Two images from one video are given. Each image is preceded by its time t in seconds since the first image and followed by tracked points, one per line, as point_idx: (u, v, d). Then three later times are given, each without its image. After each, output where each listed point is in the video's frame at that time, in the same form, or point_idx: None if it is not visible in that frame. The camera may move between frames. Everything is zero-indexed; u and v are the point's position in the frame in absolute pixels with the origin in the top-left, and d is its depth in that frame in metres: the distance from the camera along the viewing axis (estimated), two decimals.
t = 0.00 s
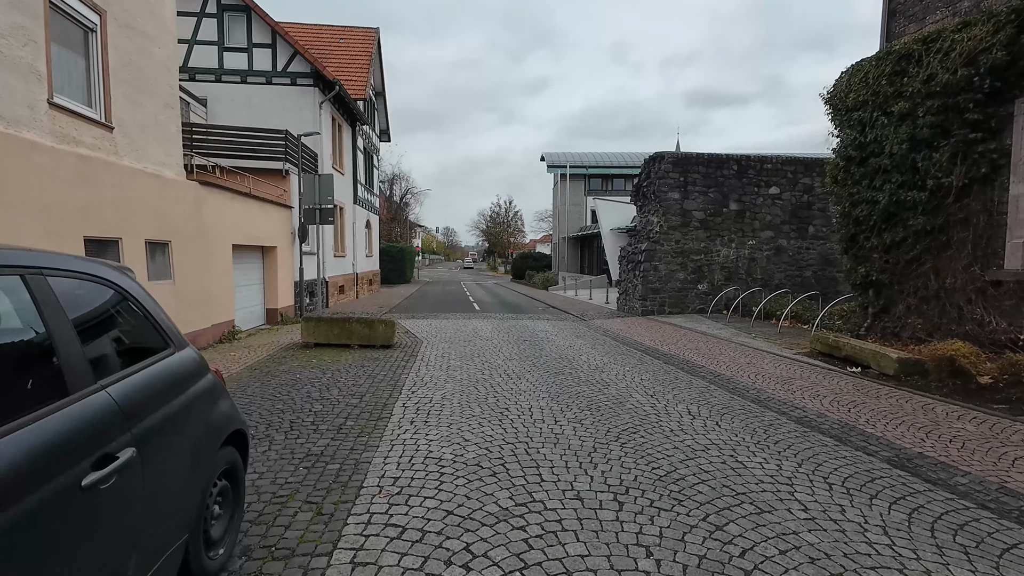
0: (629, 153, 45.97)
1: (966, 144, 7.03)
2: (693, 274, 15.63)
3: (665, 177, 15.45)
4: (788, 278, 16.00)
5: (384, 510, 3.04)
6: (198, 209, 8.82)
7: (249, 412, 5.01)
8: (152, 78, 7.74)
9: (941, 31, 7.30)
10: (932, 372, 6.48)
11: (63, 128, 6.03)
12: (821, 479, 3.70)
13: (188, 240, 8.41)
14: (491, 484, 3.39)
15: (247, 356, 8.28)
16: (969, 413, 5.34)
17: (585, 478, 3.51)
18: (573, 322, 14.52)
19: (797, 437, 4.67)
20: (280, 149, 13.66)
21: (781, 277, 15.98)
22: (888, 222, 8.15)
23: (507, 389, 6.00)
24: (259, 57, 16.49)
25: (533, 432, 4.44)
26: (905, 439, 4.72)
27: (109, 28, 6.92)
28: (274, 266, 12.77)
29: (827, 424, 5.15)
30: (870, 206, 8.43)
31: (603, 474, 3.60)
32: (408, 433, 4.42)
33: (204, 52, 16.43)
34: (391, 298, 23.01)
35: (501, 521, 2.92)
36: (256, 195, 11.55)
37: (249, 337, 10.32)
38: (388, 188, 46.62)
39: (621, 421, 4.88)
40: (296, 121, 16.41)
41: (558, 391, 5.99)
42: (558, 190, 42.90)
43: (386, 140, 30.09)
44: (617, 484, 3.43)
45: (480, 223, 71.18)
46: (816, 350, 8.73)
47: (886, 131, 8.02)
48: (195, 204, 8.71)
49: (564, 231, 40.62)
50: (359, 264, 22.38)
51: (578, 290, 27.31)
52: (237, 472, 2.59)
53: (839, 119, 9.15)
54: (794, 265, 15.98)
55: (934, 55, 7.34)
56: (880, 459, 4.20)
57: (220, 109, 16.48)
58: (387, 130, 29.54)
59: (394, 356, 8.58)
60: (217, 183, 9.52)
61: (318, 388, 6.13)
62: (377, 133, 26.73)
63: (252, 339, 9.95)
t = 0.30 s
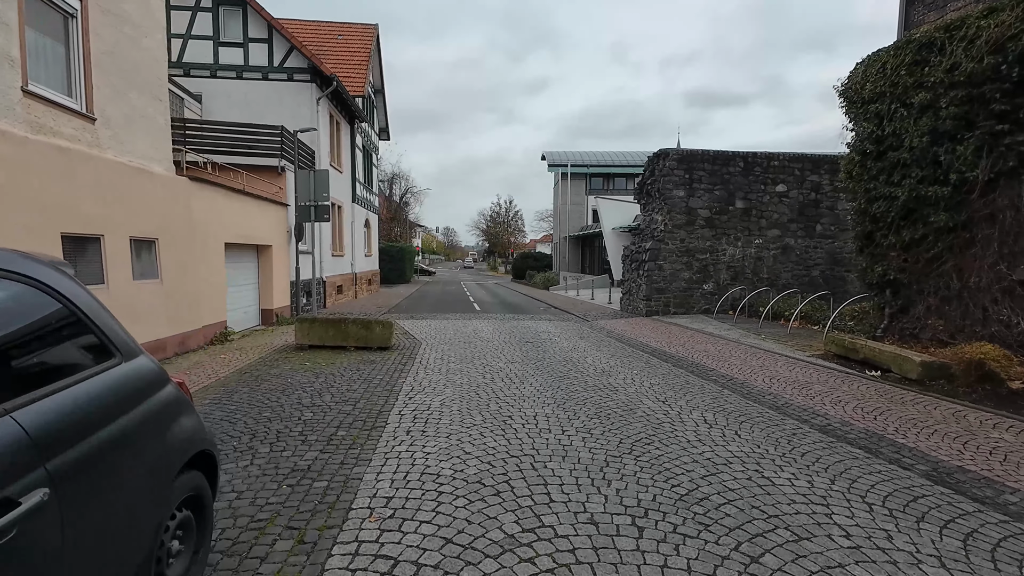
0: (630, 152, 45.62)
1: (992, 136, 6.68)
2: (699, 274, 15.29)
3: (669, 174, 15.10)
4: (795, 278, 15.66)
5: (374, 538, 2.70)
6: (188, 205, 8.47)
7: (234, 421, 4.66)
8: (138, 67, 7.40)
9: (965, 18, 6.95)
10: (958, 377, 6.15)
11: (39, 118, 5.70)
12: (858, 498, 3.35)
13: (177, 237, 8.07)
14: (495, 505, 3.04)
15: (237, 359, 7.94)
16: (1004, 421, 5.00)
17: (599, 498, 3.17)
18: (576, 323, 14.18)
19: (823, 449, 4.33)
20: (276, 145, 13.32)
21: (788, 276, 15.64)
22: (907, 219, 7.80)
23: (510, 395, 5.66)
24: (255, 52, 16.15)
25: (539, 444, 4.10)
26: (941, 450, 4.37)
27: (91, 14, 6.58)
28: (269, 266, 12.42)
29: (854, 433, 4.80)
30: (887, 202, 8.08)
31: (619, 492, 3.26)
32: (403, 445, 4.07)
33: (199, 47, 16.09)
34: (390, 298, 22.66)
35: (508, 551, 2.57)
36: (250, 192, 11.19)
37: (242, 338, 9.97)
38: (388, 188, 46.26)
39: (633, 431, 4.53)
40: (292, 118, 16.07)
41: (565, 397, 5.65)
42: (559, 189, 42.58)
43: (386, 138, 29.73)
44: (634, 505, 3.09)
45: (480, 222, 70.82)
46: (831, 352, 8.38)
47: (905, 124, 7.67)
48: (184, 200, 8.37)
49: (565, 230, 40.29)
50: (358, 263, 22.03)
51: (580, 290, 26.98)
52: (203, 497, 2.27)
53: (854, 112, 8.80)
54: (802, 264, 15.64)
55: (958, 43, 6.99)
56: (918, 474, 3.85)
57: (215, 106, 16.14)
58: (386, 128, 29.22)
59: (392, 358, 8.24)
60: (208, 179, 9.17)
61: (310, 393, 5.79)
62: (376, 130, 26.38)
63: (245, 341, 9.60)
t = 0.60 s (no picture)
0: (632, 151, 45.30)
1: (1020, 131, 6.35)
2: (705, 274, 14.95)
3: (674, 173, 14.78)
4: (803, 278, 15.32)
5: None
6: (177, 204, 8.13)
7: (218, 434, 4.33)
8: (124, 60, 7.08)
9: (991, 7, 6.61)
10: (987, 385, 5.82)
11: (14, 111, 5.38)
12: (902, 527, 3.02)
13: (166, 237, 7.75)
14: (499, 538, 2.72)
15: (229, 363, 7.60)
16: None
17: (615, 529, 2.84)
18: (579, 325, 13.85)
19: (855, 466, 4.00)
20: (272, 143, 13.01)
21: (795, 277, 15.30)
22: (927, 218, 7.47)
23: (513, 404, 5.35)
24: (251, 49, 15.84)
25: (546, 462, 3.77)
26: (982, 467, 4.04)
27: (72, 3, 6.26)
28: (264, 267, 12.10)
29: (884, 448, 4.47)
30: (906, 201, 7.75)
31: (637, 521, 2.93)
32: (399, 463, 3.74)
33: (194, 43, 15.77)
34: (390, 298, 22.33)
35: None
36: (244, 191, 10.88)
37: (235, 341, 9.63)
38: (387, 188, 45.95)
39: (647, 446, 4.21)
40: (290, 115, 15.76)
41: (571, 407, 5.32)
42: (560, 189, 42.25)
43: (385, 137, 29.41)
44: (656, 536, 2.77)
45: (480, 222, 70.50)
46: (847, 357, 8.03)
47: (926, 119, 7.34)
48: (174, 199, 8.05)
49: (566, 230, 39.96)
50: (356, 264, 21.68)
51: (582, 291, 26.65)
52: (163, 541, 1.95)
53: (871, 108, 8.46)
54: (810, 265, 15.31)
55: (983, 34, 6.65)
56: (962, 496, 3.52)
57: (211, 103, 15.82)
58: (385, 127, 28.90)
59: (389, 363, 7.91)
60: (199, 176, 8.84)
61: (302, 402, 5.47)
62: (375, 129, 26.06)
63: (238, 345, 9.25)
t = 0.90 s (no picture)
0: (634, 150, 44.97)
1: None
2: (711, 274, 14.62)
3: (681, 170, 14.45)
4: (812, 278, 14.99)
5: None
6: (167, 200, 7.82)
7: (202, 445, 4.02)
8: (110, 49, 6.77)
9: None
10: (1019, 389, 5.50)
11: None
12: (961, 554, 2.69)
13: (155, 235, 7.44)
14: (510, 568, 2.41)
15: (220, 366, 7.28)
16: None
17: (640, 557, 2.52)
18: (583, 326, 13.53)
19: (895, 481, 3.66)
20: (269, 139, 12.72)
21: (804, 276, 14.97)
22: (950, 214, 7.14)
23: (520, 411, 5.04)
24: (249, 44, 15.54)
25: (558, 478, 3.45)
26: None
27: None
28: (261, 266, 11.78)
29: (921, 460, 4.14)
30: (928, 197, 7.41)
31: (665, 548, 2.61)
32: (397, 479, 3.42)
33: (190, 38, 15.47)
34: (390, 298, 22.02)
35: None
36: (240, 188, 10.56)
37: (229, 343, 9.31)
38: (388, 187, 45.69)
39: (666, 457, 3.89)
40: (288, 112, 15.48)
41: (581, 414, 5.01)
42: (562, 188, 41.95)
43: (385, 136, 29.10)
44: (687, 567, 2.45)
45: (481, 222, 70.18)
46: (865, 359, 7.69)
47: (950, 110, 6.99)
48: (164, 195, 7.73)
49: (568, 229, 39.67)
50: (356, 263, 21.38)
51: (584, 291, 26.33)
52: None
53: (890, 100, 8.13)
54: (819, 264, 14.98)
55: (1013, 19, 6.29)
56: (1019, 516, 3.18)
57: (207, 99, 15.52)
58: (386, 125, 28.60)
59: (388, 365, 7.60)
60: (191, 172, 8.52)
61: (296, 407, 5.16)
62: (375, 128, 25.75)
63: (231, 347, 8.93)
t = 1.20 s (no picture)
0: (637, 150, 44.70)
1: None
2: (719, 275, 14.31)
3: (688, 169, 14.15)
4: (821, 279, 14.68)
5: None
6: (157, 198, 7.52)
7: (185, 463, 3.70)
8: (97, 42, 6.49)
9: None
10: None
11: None
12: None
13: (145, 235, 7.14)
14: None
15: (212, 373, 6.97)
16: None
17: None
18: (588, 328, 13.23)
19: (942, 505, 3.33)
20: (266, 137, 12.45)
21: (813, 277, 14.65)
22: (976, 214, 6.81)
23: (528, 423, 4.73)
24: (246, 40, 15.26)
25: (574, 503, 3.14)
26: None
27: None
28: (258, 267, 11.49)
29: (965, 480, 3.81)
30: (951, 196, 7.09)
31: None
32: (396, 504, 3.11)
33: (187, 35, 15.19)
34: (390, 300, 21.71)
35: None
36: (236, 187, 10.26)
37: (224, 347, 9.00)
38: (390, 187, 45.43)
39: (689, 476, 3.58)
40: (286, 110, 15.20)
41: (593, 426, 4.70)
42: (564, 188, 41.64)
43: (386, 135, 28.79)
44: None
45: (482, 222, 69.89)
46: (886, 365, 7.36)
47: (976, 105, 6.67)
48: (155, 194, 7.43)
49: (570, 230, 39.37)
50: (356, 264, 21.09)
51: (588, 292, 26.03)
52: None
53: (911, 95, 7.80)
54: (828, 265, 14.66)
55: None
56: None
57: (204, 97, 15.24)
58: (387, 124, 28.30)
59: (389, 371, 7.31)
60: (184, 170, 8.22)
61: (291, 418, 4.86)
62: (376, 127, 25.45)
63: (225, 351, 8.62)
